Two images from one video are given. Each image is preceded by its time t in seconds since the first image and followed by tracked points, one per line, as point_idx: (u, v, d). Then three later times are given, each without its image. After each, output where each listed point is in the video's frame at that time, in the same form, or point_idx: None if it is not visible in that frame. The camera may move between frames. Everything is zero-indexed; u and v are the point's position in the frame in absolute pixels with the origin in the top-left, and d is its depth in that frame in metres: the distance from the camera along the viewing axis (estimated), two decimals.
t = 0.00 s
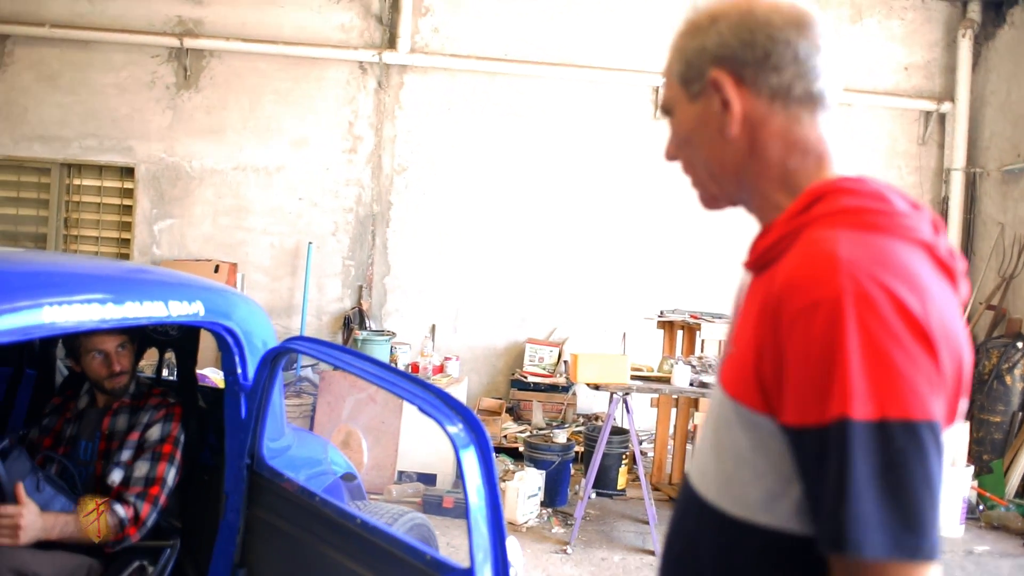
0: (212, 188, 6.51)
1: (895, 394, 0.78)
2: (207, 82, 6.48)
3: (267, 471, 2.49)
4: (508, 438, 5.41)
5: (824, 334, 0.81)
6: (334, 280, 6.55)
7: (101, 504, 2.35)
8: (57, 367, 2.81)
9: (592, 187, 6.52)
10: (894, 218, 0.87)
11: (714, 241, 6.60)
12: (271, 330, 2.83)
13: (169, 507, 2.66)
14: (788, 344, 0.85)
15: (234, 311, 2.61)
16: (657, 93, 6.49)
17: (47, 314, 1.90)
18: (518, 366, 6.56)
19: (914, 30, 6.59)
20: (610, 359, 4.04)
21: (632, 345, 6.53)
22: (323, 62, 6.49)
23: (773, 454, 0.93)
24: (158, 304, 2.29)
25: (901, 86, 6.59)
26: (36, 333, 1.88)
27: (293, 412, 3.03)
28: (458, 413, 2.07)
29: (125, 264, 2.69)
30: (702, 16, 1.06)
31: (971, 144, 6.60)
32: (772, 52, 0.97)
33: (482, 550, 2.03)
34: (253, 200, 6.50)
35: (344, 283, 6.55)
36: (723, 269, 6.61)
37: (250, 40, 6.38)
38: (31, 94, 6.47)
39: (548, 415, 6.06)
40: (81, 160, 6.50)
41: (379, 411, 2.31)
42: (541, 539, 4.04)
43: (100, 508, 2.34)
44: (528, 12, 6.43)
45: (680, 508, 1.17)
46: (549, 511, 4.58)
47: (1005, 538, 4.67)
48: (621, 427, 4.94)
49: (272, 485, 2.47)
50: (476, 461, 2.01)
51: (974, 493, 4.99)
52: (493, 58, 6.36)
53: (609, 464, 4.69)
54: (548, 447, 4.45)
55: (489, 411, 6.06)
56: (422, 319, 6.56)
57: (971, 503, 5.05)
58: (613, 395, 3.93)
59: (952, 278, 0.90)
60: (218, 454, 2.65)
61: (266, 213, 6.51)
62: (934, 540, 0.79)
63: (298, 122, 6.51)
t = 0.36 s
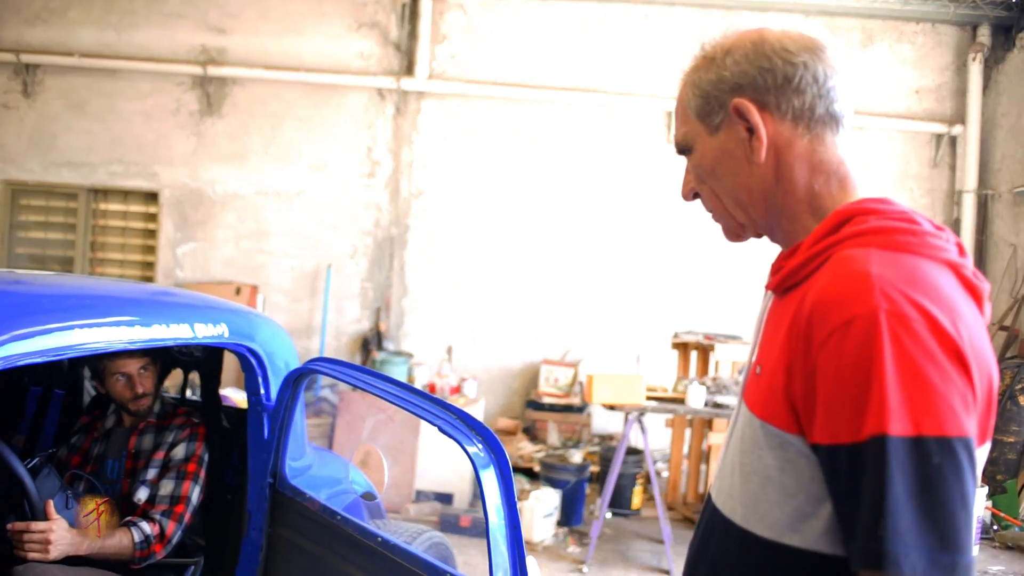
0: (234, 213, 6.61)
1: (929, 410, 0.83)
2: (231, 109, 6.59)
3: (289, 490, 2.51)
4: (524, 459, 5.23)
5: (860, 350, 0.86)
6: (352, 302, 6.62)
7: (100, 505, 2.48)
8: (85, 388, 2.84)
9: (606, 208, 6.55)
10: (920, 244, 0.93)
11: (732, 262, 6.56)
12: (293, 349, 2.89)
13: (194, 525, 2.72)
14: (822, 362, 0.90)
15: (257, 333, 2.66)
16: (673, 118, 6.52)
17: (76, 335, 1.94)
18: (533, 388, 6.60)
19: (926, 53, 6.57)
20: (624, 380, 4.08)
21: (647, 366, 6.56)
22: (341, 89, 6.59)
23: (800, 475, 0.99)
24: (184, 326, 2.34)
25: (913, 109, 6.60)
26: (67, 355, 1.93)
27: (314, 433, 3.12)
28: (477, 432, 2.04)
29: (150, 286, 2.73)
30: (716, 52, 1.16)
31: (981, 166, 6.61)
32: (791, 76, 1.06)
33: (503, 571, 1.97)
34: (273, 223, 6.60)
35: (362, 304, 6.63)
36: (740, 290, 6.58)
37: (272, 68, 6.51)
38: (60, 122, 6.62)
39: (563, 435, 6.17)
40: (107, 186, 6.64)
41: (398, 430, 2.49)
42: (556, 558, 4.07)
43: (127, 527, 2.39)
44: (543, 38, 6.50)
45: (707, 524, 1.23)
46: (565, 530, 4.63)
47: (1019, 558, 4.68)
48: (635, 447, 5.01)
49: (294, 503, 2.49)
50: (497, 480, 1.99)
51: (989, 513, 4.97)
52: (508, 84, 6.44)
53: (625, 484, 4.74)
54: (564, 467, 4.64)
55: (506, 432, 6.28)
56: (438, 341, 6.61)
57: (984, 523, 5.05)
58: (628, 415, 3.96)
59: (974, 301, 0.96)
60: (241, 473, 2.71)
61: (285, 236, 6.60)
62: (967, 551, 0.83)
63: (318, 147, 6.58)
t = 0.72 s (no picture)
0: (245, 220, 6.63)
1: (924, 417, 0.85)
2: (242, 116, 6.62)
3: (299, 494, 2.53)
4: (533, 464, 5.19)
5: (858, 358, 0.89)
6: (362, 308, 6.65)
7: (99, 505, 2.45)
8: (97, 392, 2.81)
9: (614, 214, 6.57)
10: (920, 254, 0.96)
11: (739, 268, 6.57)
12: (304, 356, 2.90)
13: (206, 528, 2.76)
14: (821, 369, 0.93)
15: (269, 338, 2.69)
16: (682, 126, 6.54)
17: (88, 340, 1.93)
18: (542, 394, 6.63)
19: (935, 63, 6.58)
20: (633, 387, 4.10)
21: (655, 371, 6.58)
22: (352, 96, 6.60)
23: (802, 481, 1.03)
24: (196, 331, 2.36)
25: (922, 118, 6.61)
26: (79, 360, 1.92)
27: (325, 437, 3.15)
28: (487, 437, 2.06)
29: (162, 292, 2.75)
30: (746, 48, 1.20)
31: (988, 175, 6.63)
32: (814, 82, 1.10)
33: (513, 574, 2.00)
34: (284, 230, 6.61)
35: (372, 310, 6.65)
36: (747, 292, 6.58)
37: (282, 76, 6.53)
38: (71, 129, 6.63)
39: (571, 440, 6.18)
40: (119, 192, 6.67)
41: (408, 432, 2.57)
42: (564, 563, 4.10)
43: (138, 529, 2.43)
44: (553, 47, 6.51)
45: (715, 530, 1.27)
46: (572, 535, 4.67)
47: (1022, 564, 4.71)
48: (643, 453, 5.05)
49: (305, 507, 2.52)
50: (507, 484, 2.01)
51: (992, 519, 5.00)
52: (518, 93, 6.46)
53: (632, 489, 4.79)
54: (572, 472, 4.67)
55: (515, 437, 6.28)
56: (446, 347, 6.65)
57: (988, 529, 5.07)
58: (637, 422, 3.98)
59: (976, 309, 0.99)
60: (252, 477, 2.72)
61: (296, 243, 6.63)
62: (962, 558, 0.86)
63: (328, 155, 6.61)
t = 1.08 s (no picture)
0: (246, 207, 6.62)
1: (923, 405, 0.86)
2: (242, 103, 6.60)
3: (299, 480, 2.54)
4: (532, 452, 5.17)
5: (857, 346, 0.90)
6: (362, 296, 6.66)
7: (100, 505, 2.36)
8: (97, 377, 2.80)
9: (614, 203, 6.57)
10: (921, 245, 0.97)
11: (738, 258, 6.59)
12: (305, 342, 2.91)
13: (206, 514, 2.76)
14: (821, 357, 0.94)
15: (269, 325, 2.69)
16: (682, 114, 6.55)
17: (90, 326, 1.93)
18: (541, 382, 6.65)
19: (934, 53, 6.60)
20: (632, 374, 4.12)
21: (653, 360, 6.60)
22: (352, 84, 6.60)
23: (798, 467, 1.05)
24: (197, 317, 2.36)
25: (921, 108, 6.63)
26: (81, 346, 1.92)
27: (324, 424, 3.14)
28: (487, 423, 2.06)
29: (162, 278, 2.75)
30: (755, 33, 1.21)
31: (986, 166, 6.65)
32: (822, 71, 1.11)
33: (512, 560, 1.98)
34: (285, 218, 6.62)
35: (372, 298, 6.66)
36: (745, 283, 6.60)
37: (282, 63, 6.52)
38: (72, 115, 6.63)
39: (570, 428, 6.19)
40: (119, 179, 6.66)
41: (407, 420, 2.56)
42: (562, 549, 4.12)
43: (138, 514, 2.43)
44: (554, 36, 6.52)
45: (710, 514, 1.29)
46: (571, 522, 4.69)
47: (1018, 552, 4.74)
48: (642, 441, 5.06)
49: (305, 493, 2.52)
50: (506, 470, 2.00)
51: (989, 507, 5.02)
52: (519, 81, 6.47)
53: (629, 477, 4.81)
54: (571, 459, 4.69)
55: (513, 424, 6.26)
56: (446, 335, 6.65)
57: (984, 518, 5.10)
58: (636, 410, 3.99)
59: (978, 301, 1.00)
60: (251, 464, 2.75)
61: (296, 231, 6.63)
62: (959, 548, 0.86)
63: (328, 142, 6.61)
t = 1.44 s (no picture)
0: (236, 202, 6.62)
1: (919, 397, 0.86)
2: (232, 98, 6.61)
3: (292, 474, 2.51)
4: (523, 447, 5.15)
5: (852, 339, 0.90)
6: (353, 290, 6.66)
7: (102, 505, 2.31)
8: (89, 372, 2.80)
9: (605, 198, 6.57)
10: (914, 238, 0.98)
11: (730, 253, 6.59)
12: (295, 336, 2.89)
13: (198, 508, 2.75)
14: (816, 351, 0.94)
15: (262, 319, 2.68)
16: (672, 109, 6.54)
17: (83, 320, 1.94)
18: (531, 376, 6.65)
19: (925, 47, 6.59)
20: (621, 369, 4.12)
21: (645, 355, 6.60)
22: (343, 79, 6.60)
23: (792, 460, 1.05)
24: (190, 311, 2.36)
25: (911, 102, 6.61)
26: (74, 340, 1.93)
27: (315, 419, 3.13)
28: (478, 417, 2.06)
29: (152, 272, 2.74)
30: (749, 24, 1.21)
31: (978, 160, 6.64)
32: (818, 65, 1.12)
33: (503, 553, 1.97)
34: (276, 213, 6.62)
35: (363, 292, 6.66)
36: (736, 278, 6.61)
37: (273, 57, 6.53)
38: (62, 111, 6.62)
39: (562, 423, 6.19)
40: (110, 174, 6.66)
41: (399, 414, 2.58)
42: (553, 544, 4.12)
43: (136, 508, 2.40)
44: (543, 30, 6.51)
45: (703, 507, 1.31)
46: (561, 516, 4.69)
47: (1009, 547, 4.73)
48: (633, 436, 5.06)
49: (297, 487, 2.50)
50: (497, 465, 2.00)
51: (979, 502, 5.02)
52: (509, 76, 6.46)
53: (620, 472, 4.80)
54: (562, 454, 4.68)
55: (504, 419, 6.26)
56: (436, 329, 6.66)
57: (975, 512, 5.10)
58: (626, 404, 3.98)
59: (969, 292, 1.00)
60: (243, 458, 2.75)
61: (287, 226, 6.63)
62: (956, 539, 0.86)
63: (318, 137, 6.61)
